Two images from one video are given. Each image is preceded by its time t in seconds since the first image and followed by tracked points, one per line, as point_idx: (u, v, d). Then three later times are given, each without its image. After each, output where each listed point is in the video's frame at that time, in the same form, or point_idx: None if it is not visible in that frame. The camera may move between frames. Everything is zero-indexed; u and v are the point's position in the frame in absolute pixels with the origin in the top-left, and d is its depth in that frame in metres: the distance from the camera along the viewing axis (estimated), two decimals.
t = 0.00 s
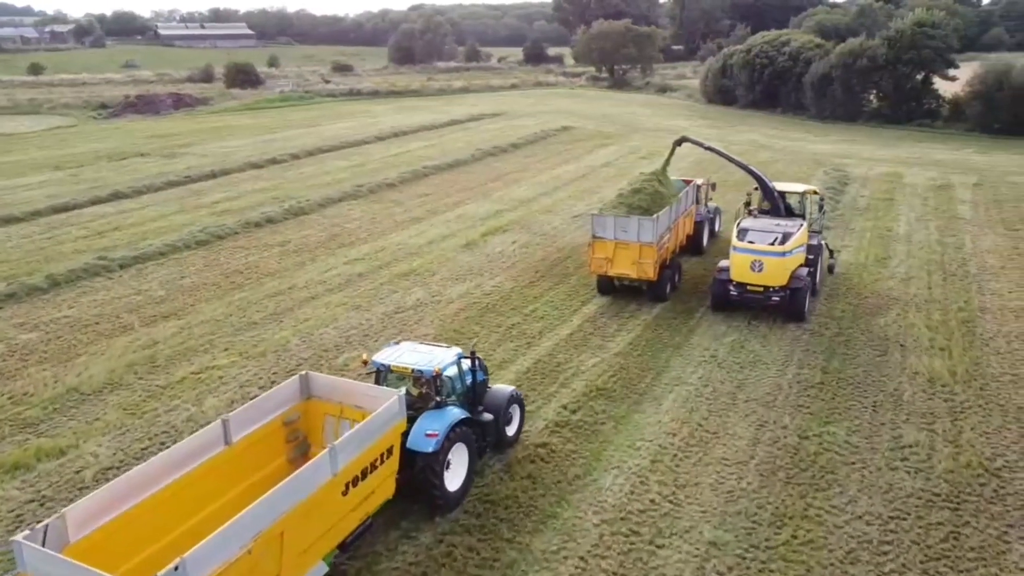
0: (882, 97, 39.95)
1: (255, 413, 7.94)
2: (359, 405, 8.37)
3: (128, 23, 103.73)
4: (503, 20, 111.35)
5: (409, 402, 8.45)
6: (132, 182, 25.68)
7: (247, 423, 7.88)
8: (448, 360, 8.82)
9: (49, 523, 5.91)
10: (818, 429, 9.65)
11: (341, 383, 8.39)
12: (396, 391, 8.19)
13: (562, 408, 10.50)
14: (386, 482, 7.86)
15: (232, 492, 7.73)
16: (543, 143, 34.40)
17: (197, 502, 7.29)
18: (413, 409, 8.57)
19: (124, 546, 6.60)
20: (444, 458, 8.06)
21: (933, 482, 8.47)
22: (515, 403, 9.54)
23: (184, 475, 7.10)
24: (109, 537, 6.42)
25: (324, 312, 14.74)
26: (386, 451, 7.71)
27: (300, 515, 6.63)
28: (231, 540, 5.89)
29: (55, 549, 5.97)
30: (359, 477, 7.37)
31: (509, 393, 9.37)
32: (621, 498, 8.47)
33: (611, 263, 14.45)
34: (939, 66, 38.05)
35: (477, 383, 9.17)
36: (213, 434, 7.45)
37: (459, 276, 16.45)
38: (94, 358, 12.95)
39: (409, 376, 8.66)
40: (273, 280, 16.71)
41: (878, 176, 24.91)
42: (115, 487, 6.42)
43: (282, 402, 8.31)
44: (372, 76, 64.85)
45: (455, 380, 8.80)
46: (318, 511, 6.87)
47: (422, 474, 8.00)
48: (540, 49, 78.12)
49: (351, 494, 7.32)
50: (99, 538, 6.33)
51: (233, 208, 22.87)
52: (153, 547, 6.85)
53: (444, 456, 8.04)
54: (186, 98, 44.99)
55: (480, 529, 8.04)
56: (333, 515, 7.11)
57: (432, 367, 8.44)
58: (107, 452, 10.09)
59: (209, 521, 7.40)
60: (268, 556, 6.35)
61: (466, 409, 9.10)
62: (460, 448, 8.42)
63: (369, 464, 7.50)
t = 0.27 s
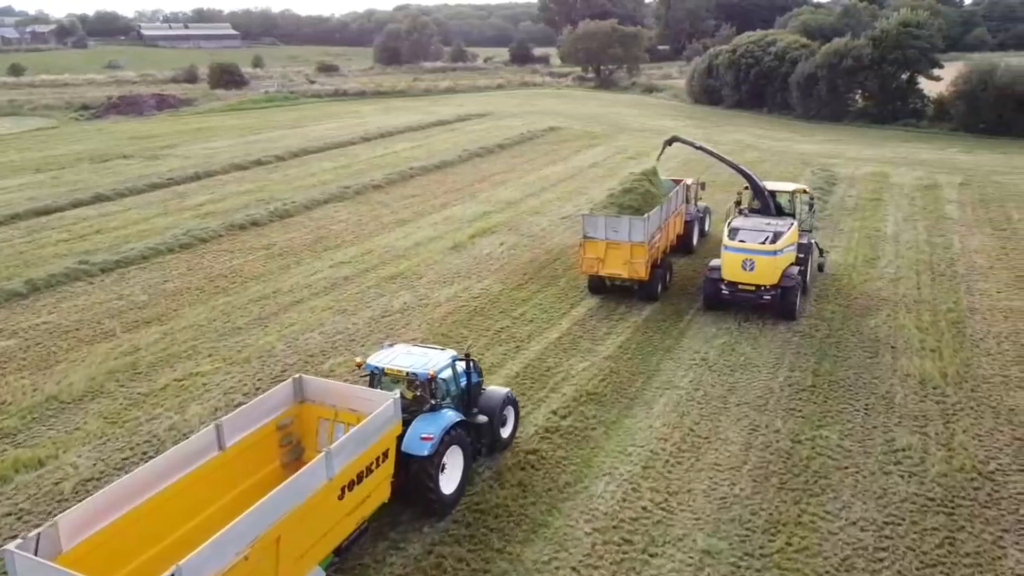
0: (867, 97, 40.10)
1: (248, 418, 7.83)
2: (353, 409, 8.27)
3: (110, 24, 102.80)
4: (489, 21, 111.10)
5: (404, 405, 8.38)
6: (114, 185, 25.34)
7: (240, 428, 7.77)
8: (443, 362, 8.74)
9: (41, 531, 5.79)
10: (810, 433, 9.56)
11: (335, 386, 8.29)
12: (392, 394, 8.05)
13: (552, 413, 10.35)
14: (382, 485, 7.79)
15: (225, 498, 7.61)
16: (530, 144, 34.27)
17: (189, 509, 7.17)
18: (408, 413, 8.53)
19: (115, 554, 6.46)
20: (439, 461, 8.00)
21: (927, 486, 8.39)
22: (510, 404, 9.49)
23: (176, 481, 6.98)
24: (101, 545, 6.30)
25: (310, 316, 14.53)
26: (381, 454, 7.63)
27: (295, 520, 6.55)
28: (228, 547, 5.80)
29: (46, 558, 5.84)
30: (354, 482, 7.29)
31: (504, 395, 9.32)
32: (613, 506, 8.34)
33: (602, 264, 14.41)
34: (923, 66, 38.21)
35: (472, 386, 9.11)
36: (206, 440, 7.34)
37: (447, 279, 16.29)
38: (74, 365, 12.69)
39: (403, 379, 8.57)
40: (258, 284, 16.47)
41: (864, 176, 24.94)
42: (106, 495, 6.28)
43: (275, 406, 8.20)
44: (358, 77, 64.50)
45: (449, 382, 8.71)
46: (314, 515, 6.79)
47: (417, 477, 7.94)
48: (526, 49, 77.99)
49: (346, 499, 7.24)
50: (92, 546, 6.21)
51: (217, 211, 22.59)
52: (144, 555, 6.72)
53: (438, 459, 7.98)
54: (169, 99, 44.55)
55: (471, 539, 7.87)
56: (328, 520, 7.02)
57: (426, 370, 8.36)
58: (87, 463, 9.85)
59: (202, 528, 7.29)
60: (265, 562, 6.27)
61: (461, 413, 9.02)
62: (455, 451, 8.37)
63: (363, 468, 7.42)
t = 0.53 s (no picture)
0: (852, 97, 40.24)
1: (242, 422, 7.71)
2: (347, 412, 8.18)
3: (93, 24, 101.84)
4: (475, 20, 110.82)
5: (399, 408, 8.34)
6: (96, 188, 24.99)
7: (234, 432, 7.65)
8: (437, 364, 8.70)
9: (34, 539, 5.65)
10: (803, 437, 9.48)
11: (329, 389, 8.19)
12: (385, 396, 8.05)
13: (541, 419, 10.22)
14: (377, 488, 7.74)
15: (219, 503, 7.48)
16: (517, 144, 34.14)
17: (182, 515, 7.05)
18: (403, 415, 8.48)
19: (108, 562, 6.33)
20: (434, 463, 7.94)
21: (920, 491, 8.32)
22: (504, 406, 9.46)
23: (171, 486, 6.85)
24: (94, 552, 6.16)
25: (295, 321, 14.32)
26: (376, 457, 7.57)
27: (290, 525, 6.46)
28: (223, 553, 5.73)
29: (39, 566, 5.70)
30: (349, 486, 7.21)
31: (498, 397, 9.27)
32: (604, 514, 8.21)
33: (594, 263, 14.44)
34: (908, 65, 38.38)
35: (467, 388, 9.00)
36: (200, 444, 7.22)
37: (434, 282, 16.13)
38: (54, 373, 12.43)
39: (398, 382, 8.53)
40: (242, 288, 16.24)
41: (851, 176, 24.97)
42: (98, 501, 6.14)
43: (269, 410, 8.08)
44: (344, 78, 64.17)
45: (443, 385, 8.64)
46: (308, 522, 6.72)
47: (413, 480, 7.89)
48: (512, 50, 77.86)
49: (341, 502, 7.16)
50: (86, 554, 6.07)
51: (201, 214, 22.31)
52: (137, 562, 6.58)
53: (433, 463, 7.92)
54: (153, 100, 44.10)
55: (460, 550, 7.72)
56: (323, 525, 6.94)
57: (421, 373, 8.32)
58: (65, 474, 9.61)
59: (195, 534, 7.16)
60: (260, 568, 6.19)
61: (455, 415, 8.95)
62: (450, 454, 8.31)
63: (358, 472, 7.34)
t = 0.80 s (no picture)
0: (840, 97, 40.37)
1: (237, 425, 7.64)
2: (343, 415, 8.11)
3: (77, 24, 100.95)
4: (462, 21, 110.60)
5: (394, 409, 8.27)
6: (79, 190, 24.67)
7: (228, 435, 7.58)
8: (432, 365, 8.67)
9: (30, 545, 5.56)
10: (796, 440, 9.41)
11: (325, 392, 8.12)
12: (384, 398, 7.97)
13: (532, 424, 10.09)
14: (375, 490, 7.73)
15: (213, 508, 7.40)
16: (505, 145, 34.01)
17: (177, 520, 6.97)
18: (398, 417, 8.44)
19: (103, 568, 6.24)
20: (430, 464, 7.96)
21: (915, 494, 8.25)
22: (498, 408, 9.42)
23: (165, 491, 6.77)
24: (90, 559, 6.07)
25: (282, 325, 14.14)
26: (374, 459, 7.55)
27: (287, 529, 6.42)
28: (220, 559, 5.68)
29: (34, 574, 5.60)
30: (346, 489, 7.19)
31: (493, 398, 9.24)
32: (597, 521, 8.09)
33: (586, 263, 14.40)
34: (895, 65, 38.55)
35: (461, 389, 9.00)
36: (196, 447, 7.15)
37: (423, 285, 15.98)
38: (35, 380, 12.19)
39: (392, 383, 8.49)
40: (229, 292, 16.03)
41: (840, 176, 25.00)
42: (94, 506, 6.07)
43: (264, 413, 8.01)
44: (331, 78, 63.85)
45: (438, 385, 8.64)
46: (304, 526, 6.68)
47: (409, 481, 7.88)
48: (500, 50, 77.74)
49: (338, 506, 7.12)
50: (81, 560, 5.98)
51: (186, 216, 22.05)
52: (131, 568, 6.49)
53: (429, 464, 7.93)
54: (138, 101, 43.69)
55: (451, 560, 7.60)
56: (320, 528, 6.91)
57: (416, 374, 8.28)
58: (46, 485, 9.40)
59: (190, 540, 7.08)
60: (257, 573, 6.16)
61: (450, 416, 8.94)
62: (445, 455, 8.31)
63: (356, 474, 7.32)
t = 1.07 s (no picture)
0: (826, 97, 40.48)
1: (230, 429, 7.64)
2: (337, 417, 8.13)
3: (60, 25, 99.93)
4: (449, 21, 110.31)
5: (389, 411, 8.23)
6: (61, 193, 24.30)
7: (222, 440, 7.59)
8: (427, 367, 8.62)
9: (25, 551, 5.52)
10: (788, 444, 9.32)
11: (318, 395, 8.13)
12: (380, 401, 7.99)
13: (522, 430, 9.95)
14: (370, 493, 7.69)
15: (206, 513, 7.40)
16: (493, 146, 33.85)
17: (170, 526, 6.97)
18: (393, 419, 8.38)
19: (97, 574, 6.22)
20: (424, 468, 7.91)
21: (909, 499, 8.18)
22: (493, 408, 9.36)
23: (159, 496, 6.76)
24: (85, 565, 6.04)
25: (267, 330, 13.92)
26: (369, 462, 7.52)
27: (283, 534, 6.41)
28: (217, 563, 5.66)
29: None
30: (342, 492, 7.18)
31: (487, 399, 9.19)
32: (588, 530, 7.95)
33: (578, 263, 14.47)
34: (880, 65, 38.70)
35: (456, 390, 8.96)
36: (188, 452, 7.15)
37: (411, 288, 15.81)
38: (14, 388, 11.92)
39: (387, 386, 8.43)
40: (213, 297, 15.79)
41: (827, 176, 25.01)
42: (87, 512, 6.05)
43: (257, 417, 8.01)
44: (317, 79, 63.46)
45: (433, 387, 8.59)
46: (301, 530, 6.67)
47: (404, 484, 7.84)
48: (487, 50, 77.58)
49: (334, 509, 7.11)
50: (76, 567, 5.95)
51: (171, 219, 21.77)
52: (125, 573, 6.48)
53: (424, 467, 7.89)
54: (121, 102, 43.22)
55: (441, 570, 7.45)
56: (316, 532, 6.89)
57: (411, 376, 8.22)
58: (24, 497, 9.16)
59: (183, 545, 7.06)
60: None
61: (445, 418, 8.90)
62: (440, 458, 8.26)
63: (351, 478, 7.30)
